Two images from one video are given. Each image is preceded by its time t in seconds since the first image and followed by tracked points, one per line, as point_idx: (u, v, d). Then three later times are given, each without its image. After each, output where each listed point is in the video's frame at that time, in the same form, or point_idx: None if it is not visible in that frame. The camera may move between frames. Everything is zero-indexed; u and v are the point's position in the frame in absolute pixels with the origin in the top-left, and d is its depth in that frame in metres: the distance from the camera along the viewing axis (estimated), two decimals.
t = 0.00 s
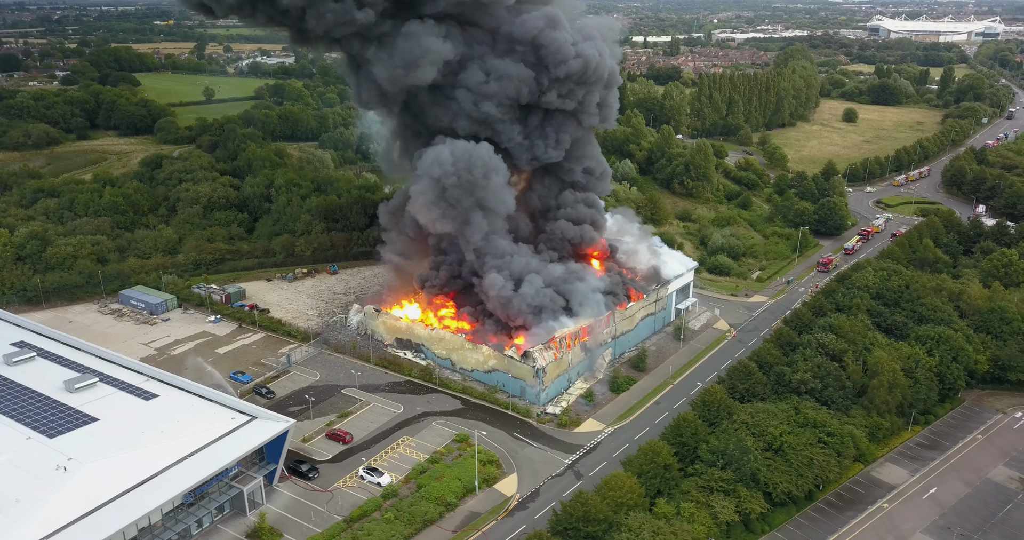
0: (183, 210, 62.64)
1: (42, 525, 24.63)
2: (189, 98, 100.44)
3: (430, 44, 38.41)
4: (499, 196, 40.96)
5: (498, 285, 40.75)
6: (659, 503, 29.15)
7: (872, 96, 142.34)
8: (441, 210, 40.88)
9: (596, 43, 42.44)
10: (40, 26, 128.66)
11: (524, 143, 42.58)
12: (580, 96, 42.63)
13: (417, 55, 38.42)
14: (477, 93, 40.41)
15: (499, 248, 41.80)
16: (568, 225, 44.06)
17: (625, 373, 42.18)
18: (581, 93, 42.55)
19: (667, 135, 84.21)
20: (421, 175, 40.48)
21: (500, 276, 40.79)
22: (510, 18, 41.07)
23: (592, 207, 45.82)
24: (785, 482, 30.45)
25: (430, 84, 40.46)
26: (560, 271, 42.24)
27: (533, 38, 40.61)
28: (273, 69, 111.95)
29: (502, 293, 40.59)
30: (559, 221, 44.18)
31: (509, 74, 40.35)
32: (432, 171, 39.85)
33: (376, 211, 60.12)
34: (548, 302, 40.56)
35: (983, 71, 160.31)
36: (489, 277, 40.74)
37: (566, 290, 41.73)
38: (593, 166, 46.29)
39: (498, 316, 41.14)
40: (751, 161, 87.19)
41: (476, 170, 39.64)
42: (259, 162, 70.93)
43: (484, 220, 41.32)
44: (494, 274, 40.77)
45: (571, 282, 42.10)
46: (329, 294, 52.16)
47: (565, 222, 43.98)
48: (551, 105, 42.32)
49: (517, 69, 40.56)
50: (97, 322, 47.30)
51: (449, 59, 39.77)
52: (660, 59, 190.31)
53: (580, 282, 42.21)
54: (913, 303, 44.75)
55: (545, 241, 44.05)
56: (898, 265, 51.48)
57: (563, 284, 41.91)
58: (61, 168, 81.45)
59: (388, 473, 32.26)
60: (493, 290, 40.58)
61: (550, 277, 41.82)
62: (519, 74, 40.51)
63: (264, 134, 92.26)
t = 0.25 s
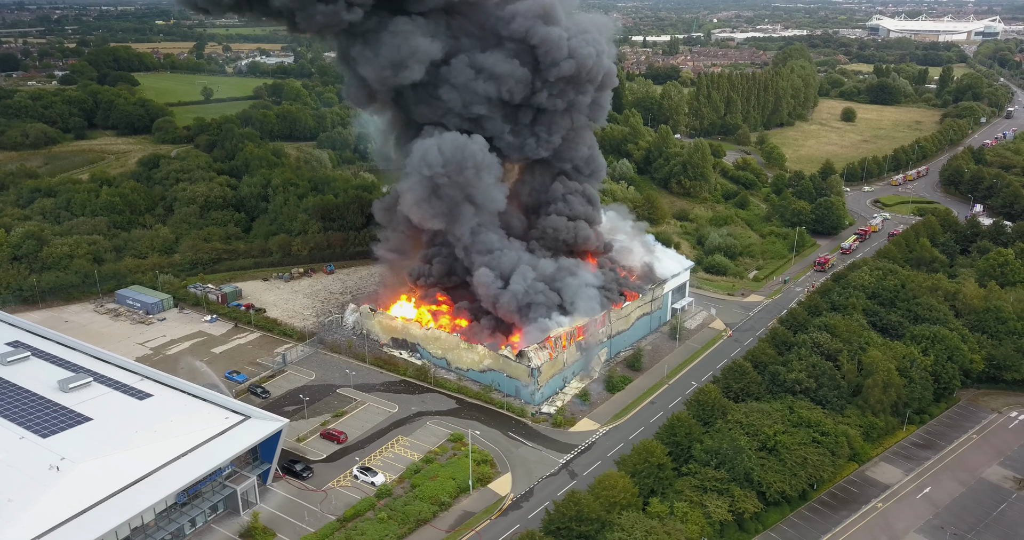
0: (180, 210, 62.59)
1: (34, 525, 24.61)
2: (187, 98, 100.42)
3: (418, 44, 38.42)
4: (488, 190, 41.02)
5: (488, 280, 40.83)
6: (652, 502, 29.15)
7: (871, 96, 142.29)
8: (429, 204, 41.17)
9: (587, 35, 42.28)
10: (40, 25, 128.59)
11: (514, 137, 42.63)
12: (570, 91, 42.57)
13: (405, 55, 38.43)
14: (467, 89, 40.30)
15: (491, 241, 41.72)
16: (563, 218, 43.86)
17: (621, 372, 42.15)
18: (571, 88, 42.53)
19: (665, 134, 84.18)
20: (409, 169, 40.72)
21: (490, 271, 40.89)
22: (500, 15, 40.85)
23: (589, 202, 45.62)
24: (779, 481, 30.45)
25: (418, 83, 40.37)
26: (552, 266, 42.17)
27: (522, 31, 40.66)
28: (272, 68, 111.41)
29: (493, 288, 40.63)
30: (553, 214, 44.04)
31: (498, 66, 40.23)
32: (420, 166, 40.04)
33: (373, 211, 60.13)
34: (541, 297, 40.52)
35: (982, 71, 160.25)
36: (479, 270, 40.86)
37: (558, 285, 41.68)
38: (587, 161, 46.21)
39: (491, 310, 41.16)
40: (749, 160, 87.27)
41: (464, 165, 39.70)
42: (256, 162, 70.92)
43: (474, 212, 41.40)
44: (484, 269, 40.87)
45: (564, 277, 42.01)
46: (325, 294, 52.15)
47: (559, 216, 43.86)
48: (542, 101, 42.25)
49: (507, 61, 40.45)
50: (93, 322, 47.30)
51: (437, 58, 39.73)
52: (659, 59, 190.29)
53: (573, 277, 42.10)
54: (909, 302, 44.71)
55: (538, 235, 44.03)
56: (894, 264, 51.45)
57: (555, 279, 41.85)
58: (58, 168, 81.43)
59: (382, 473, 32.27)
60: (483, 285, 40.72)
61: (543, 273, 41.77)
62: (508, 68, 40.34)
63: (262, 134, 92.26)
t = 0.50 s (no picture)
0: (178, 209, 62.61)
1: (27, 525, 24.64)
2: (187, 97, 100.47)
3: (407, 44, 38.56)
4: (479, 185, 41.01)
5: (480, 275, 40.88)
6: (646, 502, 29.15)
7: (871, 95, 142.12)
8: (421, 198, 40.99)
9: (579, 29, 42.16)
10: (41, 25, 128.73)
11: (506, 133, 42.63)
12: (564, 91, 42.58)
13: (394, 55, 38.61)
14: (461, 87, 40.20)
15: (483, 237, 41.74)
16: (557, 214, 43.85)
17: (617, 372, 42.14)
18: (564, 87, 42.59)
19: (664, 134, 84.16)
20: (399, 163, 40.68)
21: (482, 266, 40.95)
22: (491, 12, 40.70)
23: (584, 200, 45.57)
24: (773, 481, 30.44)
25: (405, 80, 40.20)
26: (545, 263, 42.19)
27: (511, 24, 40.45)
28: (272, 68, 111.47)
29: (484, 284, 40.70)
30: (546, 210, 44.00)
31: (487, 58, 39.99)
32: (410, 159, 39.92)
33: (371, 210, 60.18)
34: (533, 294, 40.55)
35: (983, 70, 160.00)
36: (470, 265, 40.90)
37: (550, 282, 41.74)
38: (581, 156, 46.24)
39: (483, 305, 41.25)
40: (748, 160, 87.26)
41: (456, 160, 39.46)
42: (255, 162, 70.97)
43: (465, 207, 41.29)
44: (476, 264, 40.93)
45: (556, 273, 42.03)
46: (323, 293, 52.19)
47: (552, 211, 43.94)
48: (535, 99, 42.22)
49: (497, 54, 40.23)
50: (90, 322, 47.34)
51: (424, 58, 39.88)
52: (660, 58, 190.22)
53: (566, 274, 42.13)
54: (906, 302, 44.65)
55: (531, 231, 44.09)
56: (892, 264, 51.39)
57: (547, 276, 41.88)
58: (58, 168, 81.50)
59: (376, 472, 32.29)
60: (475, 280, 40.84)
61: (535, 269, 41.80)
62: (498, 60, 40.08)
63: (262, 133, 92.35)
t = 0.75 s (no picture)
0: (176, 208, 62.59)
1: (19, 524, 24.66)
2: (187, 97, 100.49)
3: (394, 43, 38.78)
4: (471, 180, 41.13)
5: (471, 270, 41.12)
6: (639, 501, 29.14)
7: (872, 94, 141.94)
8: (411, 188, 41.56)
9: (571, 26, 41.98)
10: (42, 25, 128.81)
11: (498, 128, 42.65)
12: (557, 89, 42.68)
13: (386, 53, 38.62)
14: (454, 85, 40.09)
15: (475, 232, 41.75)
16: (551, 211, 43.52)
17: (613, 371, 42.10)
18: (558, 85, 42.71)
19: (663, 133, 84.10)
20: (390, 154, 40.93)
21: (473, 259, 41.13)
22: (480, 9, 40.59)
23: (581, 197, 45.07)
24: (767, 480, 30.41)
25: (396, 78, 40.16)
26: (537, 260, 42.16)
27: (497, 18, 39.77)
28: (273, 67, 111.51)
29: (475, 279, 40.92)
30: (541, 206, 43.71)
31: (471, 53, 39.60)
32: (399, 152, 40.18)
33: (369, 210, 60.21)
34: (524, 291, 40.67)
35: (984, 69, 159.81)
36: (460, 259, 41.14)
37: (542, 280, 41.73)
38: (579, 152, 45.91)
39: (476, 300, 41.50)
40: (748, 159, 87.16)
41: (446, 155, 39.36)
42: (253, 161, 70.94)
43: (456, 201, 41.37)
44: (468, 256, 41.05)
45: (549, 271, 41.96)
46: (320, 293, 52.22)
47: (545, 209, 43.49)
48: (527, 98, 42.42)
49: (486, 51, 39.90)
50: (86, 321, 47.37)
51: (417, 55, 39.82)
52: (660, 57, 190.11)
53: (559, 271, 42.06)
54: (902, 301, 44.58)
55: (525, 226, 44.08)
56: (889, 263, 51.29)
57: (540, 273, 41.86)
58: (57, 168, 81.54)
59: (370, 471, 32.29)
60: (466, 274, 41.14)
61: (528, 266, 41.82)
62: (486, 56, 39.71)
63: (261, 133, 92.41)
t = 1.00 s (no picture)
0: (172, 208, 62.60)
1: (8, 523, 24.70)
2: (186, 96, 100.52)
3: (382, 42, 38.67)
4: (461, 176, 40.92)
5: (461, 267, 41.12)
6: (630, 501, 29.10)
7: (872, 93, 141.82)
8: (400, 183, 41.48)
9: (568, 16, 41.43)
10: (43, 24, 128.91)
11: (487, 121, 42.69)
12: (548, 88, 42.64)
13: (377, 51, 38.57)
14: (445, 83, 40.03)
15: (463, 227, 41.47)
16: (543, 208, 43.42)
17: (607, 371, 42.07)
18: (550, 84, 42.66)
19: (661, 132, 84.11)
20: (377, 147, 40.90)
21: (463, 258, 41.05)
22: (470, 7, 40.58)
23: (574, 195, 44.93)
24: (759, 480, 30.38)
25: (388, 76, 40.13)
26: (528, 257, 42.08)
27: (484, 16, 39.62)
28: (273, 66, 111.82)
29: (464, 276, 41.01)
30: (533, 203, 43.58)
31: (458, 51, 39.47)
32: (388, 146, 40.08)
33: (365, 209, 60.24)
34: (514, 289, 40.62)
35: (984, 68, 159.66)
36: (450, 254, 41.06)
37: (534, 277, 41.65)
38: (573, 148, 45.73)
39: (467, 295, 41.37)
40: (746, 158, 87.11)
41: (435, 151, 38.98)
42: (251, 160, 71.00)
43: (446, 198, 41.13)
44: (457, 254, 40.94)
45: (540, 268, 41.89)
46: (315, 292, 52.24)
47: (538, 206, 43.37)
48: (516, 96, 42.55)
49: (479, 50, 39.82)
50: (82, 320, 47.42)
51: (409, 54, 39.79)
52: (661, 56, 190.08)
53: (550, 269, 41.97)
54: (897, 300, 44.50)
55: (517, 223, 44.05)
56: (885, 263, 51.25)
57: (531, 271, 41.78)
58: (55, 167, 81.61)
59: (362, 471, 32.29)
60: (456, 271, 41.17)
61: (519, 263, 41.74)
62: (478, 55, 39.64)
63: (259, 132, 92.51)
